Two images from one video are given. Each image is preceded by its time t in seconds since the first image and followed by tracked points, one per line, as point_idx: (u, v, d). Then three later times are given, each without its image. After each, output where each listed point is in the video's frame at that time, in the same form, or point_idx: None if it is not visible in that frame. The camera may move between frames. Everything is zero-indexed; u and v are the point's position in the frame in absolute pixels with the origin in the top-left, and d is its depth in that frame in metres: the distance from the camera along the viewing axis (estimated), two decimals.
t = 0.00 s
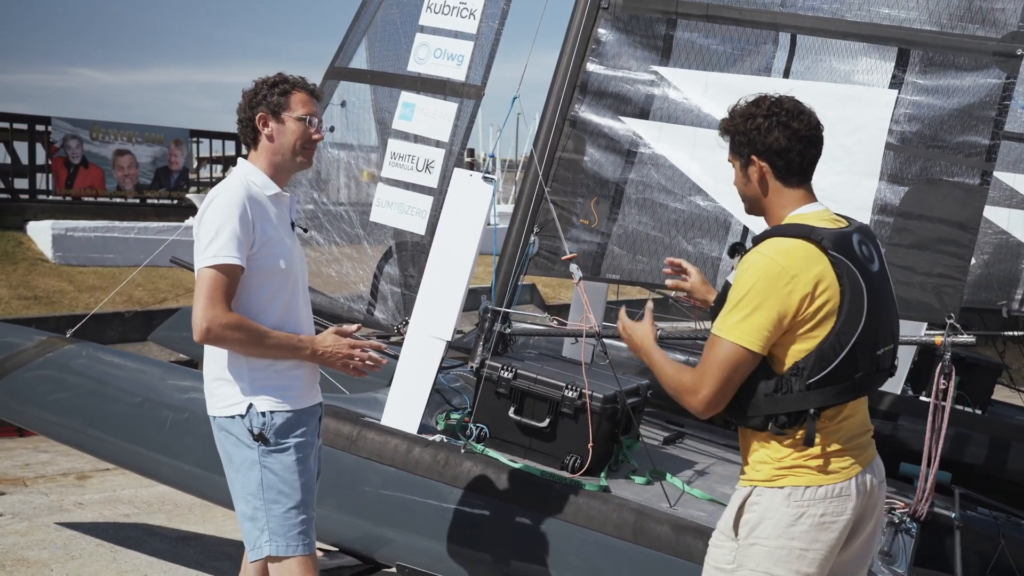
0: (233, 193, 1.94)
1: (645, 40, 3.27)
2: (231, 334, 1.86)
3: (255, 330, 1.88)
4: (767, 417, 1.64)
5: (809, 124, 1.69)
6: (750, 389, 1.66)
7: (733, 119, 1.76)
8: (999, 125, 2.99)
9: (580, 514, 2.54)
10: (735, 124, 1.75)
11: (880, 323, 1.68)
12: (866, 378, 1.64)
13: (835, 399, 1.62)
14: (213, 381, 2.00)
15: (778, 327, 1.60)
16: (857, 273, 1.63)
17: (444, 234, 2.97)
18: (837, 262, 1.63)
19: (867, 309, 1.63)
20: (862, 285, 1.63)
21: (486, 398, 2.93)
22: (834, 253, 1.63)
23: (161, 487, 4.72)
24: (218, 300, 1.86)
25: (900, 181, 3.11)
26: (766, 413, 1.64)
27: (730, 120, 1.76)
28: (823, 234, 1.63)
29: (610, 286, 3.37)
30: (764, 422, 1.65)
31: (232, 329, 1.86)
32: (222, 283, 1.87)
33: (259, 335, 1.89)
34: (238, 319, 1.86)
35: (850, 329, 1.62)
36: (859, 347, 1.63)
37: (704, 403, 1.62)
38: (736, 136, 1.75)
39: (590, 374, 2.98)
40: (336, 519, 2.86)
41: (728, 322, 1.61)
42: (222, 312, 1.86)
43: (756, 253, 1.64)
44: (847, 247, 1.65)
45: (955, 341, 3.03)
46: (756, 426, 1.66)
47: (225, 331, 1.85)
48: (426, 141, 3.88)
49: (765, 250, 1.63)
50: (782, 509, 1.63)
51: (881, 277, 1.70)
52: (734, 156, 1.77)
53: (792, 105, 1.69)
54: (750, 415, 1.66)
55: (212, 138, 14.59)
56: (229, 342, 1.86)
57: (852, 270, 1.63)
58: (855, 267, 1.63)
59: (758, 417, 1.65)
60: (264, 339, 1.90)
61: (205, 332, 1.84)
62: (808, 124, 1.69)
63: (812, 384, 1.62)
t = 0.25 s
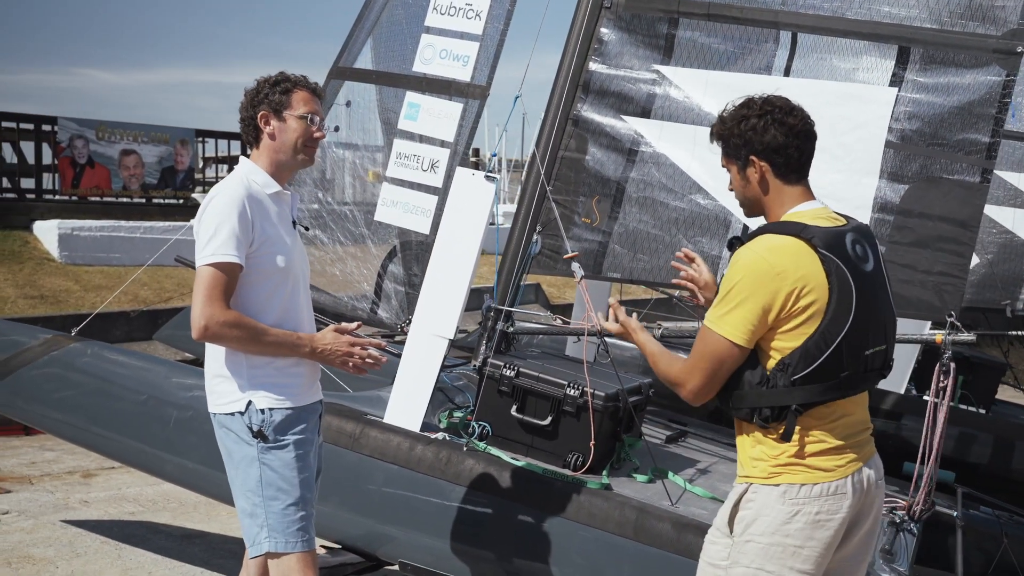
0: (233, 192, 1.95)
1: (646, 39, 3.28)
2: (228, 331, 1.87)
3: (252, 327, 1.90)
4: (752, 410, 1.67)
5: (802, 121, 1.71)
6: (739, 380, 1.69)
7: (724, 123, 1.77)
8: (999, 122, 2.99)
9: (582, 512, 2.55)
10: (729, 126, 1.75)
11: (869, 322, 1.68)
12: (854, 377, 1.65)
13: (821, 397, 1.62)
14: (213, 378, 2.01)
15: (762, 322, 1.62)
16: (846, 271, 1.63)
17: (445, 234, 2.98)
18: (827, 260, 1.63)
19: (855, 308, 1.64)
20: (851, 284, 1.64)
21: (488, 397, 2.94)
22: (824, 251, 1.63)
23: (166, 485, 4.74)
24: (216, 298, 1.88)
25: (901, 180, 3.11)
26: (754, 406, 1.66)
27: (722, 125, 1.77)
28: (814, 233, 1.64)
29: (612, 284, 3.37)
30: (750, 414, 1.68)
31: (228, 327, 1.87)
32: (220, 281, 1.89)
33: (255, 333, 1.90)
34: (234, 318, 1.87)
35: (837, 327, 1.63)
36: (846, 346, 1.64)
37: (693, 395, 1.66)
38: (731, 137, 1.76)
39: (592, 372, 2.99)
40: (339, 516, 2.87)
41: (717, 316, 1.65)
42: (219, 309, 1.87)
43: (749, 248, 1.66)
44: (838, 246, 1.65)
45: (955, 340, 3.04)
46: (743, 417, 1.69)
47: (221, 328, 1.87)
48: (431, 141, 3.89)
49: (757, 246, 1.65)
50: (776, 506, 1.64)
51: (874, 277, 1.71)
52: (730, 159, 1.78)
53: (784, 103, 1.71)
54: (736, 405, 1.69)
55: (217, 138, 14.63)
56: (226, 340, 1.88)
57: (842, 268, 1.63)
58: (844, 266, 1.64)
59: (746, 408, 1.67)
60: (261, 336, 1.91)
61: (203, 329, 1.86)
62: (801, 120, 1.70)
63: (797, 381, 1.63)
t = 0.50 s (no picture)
0: (238, 191, 1.96)
1: (652, 39, 3.29)
2: (233, 330, 1.88)
3: (257, 326, 1.91)
4: (754, 408, 1.68)
5: (809, 121, 1.71)
6: (742, 378, 1.70)
7: (729, 125, 1.77)
8: (1006, 121, 2.99)
9: (587, 510, 2.56)
10: (736, 127, 1.75)
11: (872, 323, 1.68)
12: (857, 378, 1.65)
13: (823, 397, 1.62)
14: (220, 377, 2.02)
15: (766, 321, 1.62)
16: (849, 272, 1.63)
17: (451, 233, 2.99)
18: (830, 260, 1.63)
19: (858, 309, 1.64)
20: (854, 285, 1.64)
21: (494, 396, 2.95)
22: (827, 252, 1.63)
23: (173, 484, 4.76)
24: (220, 296, 1.89)
25: (908, 179, 3.12)
26: (756, 404, 1.67)
27: (728, 126, 1.77)
28: (818, 233, 1.64)
29: (618, 284, 3.38)
30: (753, 412, 1.69)
31: (233, 325, 1.88)
32: (224, 280, 1.90)
33: (259, 332, 1.91)
34: (239, 316, 1.88)
35: (840, 328, 1.63)
36: (848, 347, 1.64)
37: (703, 389, 1.66)
38: (738, 138, 1.75)
39: (599, 371, 3.00)
40: (346, 515, 2.88)
41: (722, 314, 1.65)
42: (225, 307, 1.88)
43: (753, 248, 1.66)
44: (842, 247, 1.65)
45: (962, 338, 3.04)
46: (746, 413, 1.70)
47: (226, 327, 1.88)
48: (441, 142, 3.90)
49: (760, 246, 1.65)
50: (780, 504, 1.64)
51: (879, 278, 1.71)
52: (737, 159, 1.78)
53: (791, 103, 1.71)
54: (739, 402, 1.70)
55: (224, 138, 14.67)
56: (231, 338, 1.89)
57: (845, 269, 1.63)
58: (848, 267, 1.64)
59: (749, 406, 1.68)
60: (266, 335, 1.92)
61: (208, 328, 1.87)
62: (809, 120, 1.71)
63: (798, 380, 1.63)
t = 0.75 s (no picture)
0: (244, 189, 1.98)
1: (658, 39, 3.30)
2: (240, 328, 1.90)
3: (264, 323, 1.92)
4: (760, 405, 1.69)
5: (830, 126, 1.73)
6: (747, 375, 1.71)
7: (757, 111, 1.76)
8: (1011, 122, 3.01)
9: (592, 508, 2.57)
10: (760, 116, 1.75)
11: (875, 319, 1.69)
12: (860, 372, 1.66)
13: (827, 392, 1.63)
14: (226, 374, 2.04)
15: (770, 317, 1.63)
16: (854, 267, 1.64)
17: (457, 232, 3.00)
18: (835, 256, 1.64)
19: (862, 304, 1.65)
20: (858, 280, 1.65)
21: (499, 394, 2.96)
22: (832, 247, 1.64)
23: (179, 482, 4.78)
24: (227, 294, 1.90)
25: (914, 178, 3.13)
26: (760, 400, 1.68)
27: (754, 113, 1.76)
28: (823, 228, 1.65)
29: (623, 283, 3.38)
30: (757, 409, 1.69)
31: (240, 323, 1.89)
32: (231, 278, 1.91)
33: (266, 329, 1.92)
34: (246, 314, 1.90)
35: (843, 323, 1.64)
36: (852, 341, 1.65)
37: (709, 389, 1.68)
38: (761, 128, 1.75)
39: (603, 370, 3.01)
40: (351, 512, 2.89)
41: (727, 310, 1.66)
42: (231, 305, 1.89)
43: (757, 243, 1.67)
44: (847, 243, 1.66)
45: (966, 337, 3.04)
46: (751, 411, 1.71)
47: (233, 325, 1.89)
48: (444, 141, 3.91)
49: (765, 241, 1.66)
50: (782, 501, 1.65)
51: (882, 274, 1.72)
52: (752, 148, 1.77)
53: (815, 103, 1.73)
54: (745, 400, 1.71)
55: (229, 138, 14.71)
56: (238, 335, 1.90)
57: (850, 265, 1.64)
58: (852, 262, 1.65)
59: (754, 403, 1.69)
60: (272, 332, 1.93)
61: (215, 326, 1.88)
62: (830, 125, 1.73)
63: (803, 374, 1.64)
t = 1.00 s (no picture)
0: (248, 186, 1.99)
1: (660, 38, 3.31)
2: (245, 323, 1.91)
3: (268, 318, 1.94)
4: (760, 396, 1.70)
5: (849, 127, 1.77)
6: (748, 367, 1.72)
7: (784, 100, 1.78)
8: (1012, 121, 3.04)
9: (594, 504, 2.59)
10: (785, 106, 1.77)
11: (878, 313, 1.71)
12: (862, 366, 1.68)
13: (829, 384, 1.65)
14: (230, 370, 2.05)
15: (776, 307, 1.65)
16: (859, 261, 1.67)
17: (459, 230, 3.02)
18: (841, 249, 1.66)
19: (866, 298, 1.68)
20: (863, 274, 1.67)
21: (501, 391, 2.98)
22: (839, 241, 1.67)
23: (182, 480, 4.80)
24: (232, 291, 1.92)
25: (915, 177, 3.14)
26: (761, 392, 1.69)
27: (782, 101, 1.78)
28: (831, 222, 1.67)
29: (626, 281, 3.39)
30: (758, 401, 1.71)
31: (246, 318, 1.91)
32: (236, 274, 1.93)
33: (270, 323, 1.94)
34: (251, 310, 1.92)
35: (847, 316, 1.67)
36: (855, 335, 1.68)
37: (711, 375, 1.69)
38: (785, 118, 1.77)
39: (604, 367, 3.03)
40: (354, 509, 2.91)
41: (733, 298, 1.67)
42: (236, 301, 1.91)
43: (765, 234, 1.68)
44: (853, 237, 1.69)
45: (966, 335, 3.05)
46: (751, 403, 1.72)
47: (239, 320, 1.91)
48: (443, 139, 3.93)
49: (774, 233, 1.67)
50: (781, 496, 1.67)
51: (886, 270, 1.74)
52: (775, 135, 1.78)
53: (834, 101, 1.76)
54: (746, 391, 1.72)
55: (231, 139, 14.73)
56: (243, 331, 1.92)
57: (855, 259, 1.67)
58: (857, 256, 1.67)
59: (755, 394, 1.70)
60: (277, 327, 1.95)
61: (220, 322, 1.90)
62: (850, 125, 1.77)
63: (806, 367, 1.66)
